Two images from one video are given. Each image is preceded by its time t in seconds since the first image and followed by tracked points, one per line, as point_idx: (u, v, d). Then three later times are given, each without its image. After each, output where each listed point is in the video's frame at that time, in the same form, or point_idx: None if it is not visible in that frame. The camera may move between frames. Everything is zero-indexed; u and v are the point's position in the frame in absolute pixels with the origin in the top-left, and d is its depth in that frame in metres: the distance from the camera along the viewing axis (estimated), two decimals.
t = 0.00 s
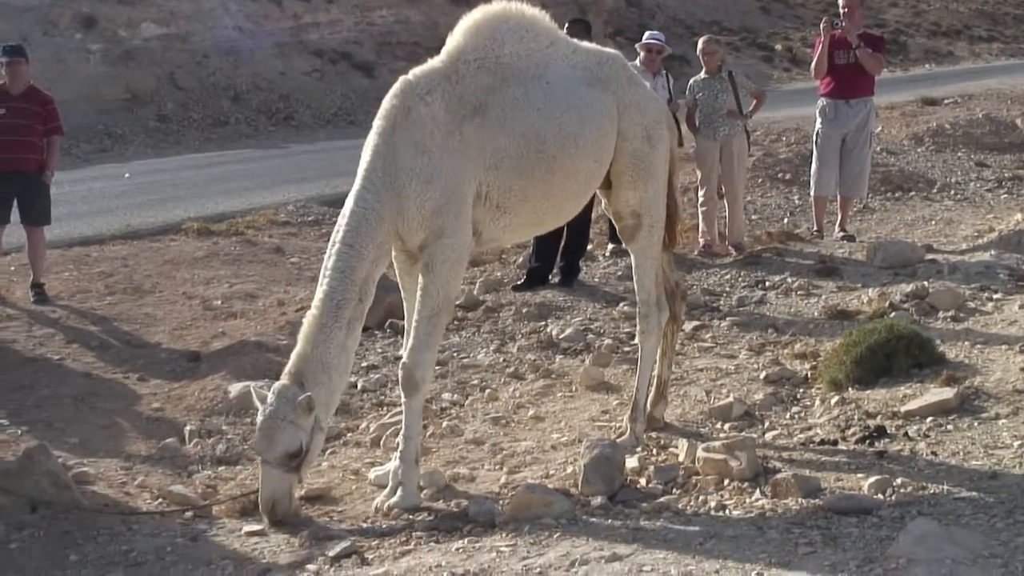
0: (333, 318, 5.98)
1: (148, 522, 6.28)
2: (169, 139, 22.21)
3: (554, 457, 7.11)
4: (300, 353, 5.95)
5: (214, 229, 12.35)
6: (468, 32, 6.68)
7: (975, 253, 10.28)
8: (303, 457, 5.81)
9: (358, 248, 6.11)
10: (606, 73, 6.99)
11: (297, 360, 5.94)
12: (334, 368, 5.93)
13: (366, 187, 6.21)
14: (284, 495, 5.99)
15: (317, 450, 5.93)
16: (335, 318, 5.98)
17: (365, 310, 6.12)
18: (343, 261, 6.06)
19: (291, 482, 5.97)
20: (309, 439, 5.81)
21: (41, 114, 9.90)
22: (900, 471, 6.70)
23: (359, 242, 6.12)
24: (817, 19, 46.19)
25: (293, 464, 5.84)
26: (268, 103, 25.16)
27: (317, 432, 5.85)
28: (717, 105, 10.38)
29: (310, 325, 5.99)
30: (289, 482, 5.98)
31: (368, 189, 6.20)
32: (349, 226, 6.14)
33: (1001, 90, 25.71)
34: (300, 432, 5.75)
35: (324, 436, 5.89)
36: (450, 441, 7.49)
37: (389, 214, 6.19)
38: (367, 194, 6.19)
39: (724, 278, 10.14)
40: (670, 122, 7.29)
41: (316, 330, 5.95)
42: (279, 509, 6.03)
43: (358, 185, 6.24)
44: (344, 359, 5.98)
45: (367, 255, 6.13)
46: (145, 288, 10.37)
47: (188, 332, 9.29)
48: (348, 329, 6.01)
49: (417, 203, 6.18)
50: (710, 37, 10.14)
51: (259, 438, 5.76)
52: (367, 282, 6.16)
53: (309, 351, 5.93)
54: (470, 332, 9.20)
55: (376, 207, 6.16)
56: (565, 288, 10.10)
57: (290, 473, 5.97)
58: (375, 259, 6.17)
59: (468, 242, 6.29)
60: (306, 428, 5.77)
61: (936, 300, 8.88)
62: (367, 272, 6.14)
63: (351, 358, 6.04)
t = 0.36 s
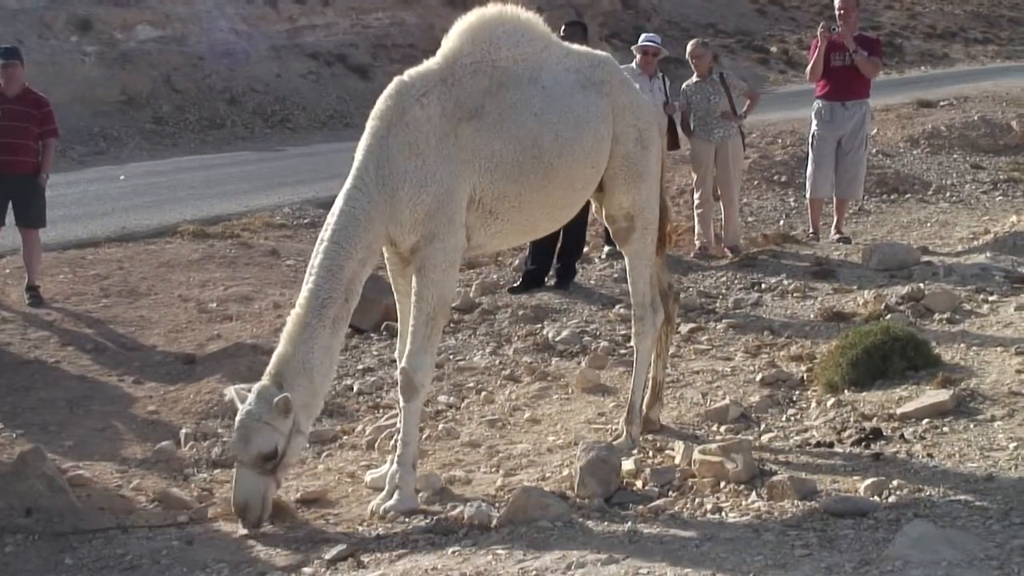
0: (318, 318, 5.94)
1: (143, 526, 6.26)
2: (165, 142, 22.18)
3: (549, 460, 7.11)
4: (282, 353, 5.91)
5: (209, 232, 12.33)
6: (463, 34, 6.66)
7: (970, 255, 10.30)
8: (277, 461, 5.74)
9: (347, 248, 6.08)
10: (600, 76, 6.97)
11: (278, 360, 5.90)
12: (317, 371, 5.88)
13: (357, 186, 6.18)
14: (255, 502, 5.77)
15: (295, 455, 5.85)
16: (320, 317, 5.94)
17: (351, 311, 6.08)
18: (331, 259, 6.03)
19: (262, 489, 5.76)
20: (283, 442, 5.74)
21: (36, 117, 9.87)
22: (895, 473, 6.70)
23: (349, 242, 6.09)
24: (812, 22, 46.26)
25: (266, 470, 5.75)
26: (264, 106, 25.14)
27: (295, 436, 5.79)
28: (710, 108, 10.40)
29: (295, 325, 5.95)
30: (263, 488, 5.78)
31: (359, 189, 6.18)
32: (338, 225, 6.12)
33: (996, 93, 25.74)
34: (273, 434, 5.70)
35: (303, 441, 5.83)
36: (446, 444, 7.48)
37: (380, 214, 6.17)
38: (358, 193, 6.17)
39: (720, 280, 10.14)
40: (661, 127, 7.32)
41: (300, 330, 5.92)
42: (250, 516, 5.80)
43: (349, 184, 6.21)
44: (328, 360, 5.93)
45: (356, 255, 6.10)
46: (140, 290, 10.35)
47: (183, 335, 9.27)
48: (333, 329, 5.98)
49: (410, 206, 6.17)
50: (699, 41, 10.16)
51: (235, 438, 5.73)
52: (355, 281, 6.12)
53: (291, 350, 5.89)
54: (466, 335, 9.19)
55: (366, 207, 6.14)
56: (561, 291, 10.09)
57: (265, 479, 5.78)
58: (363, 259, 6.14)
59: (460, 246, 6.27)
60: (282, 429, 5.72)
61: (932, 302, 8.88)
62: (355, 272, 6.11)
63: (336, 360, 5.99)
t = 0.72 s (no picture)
0: (313, 316, 5.91)
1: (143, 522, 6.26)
2: (165, 137, 22.18)
3: (550, 457, 7.11)
4: (275, 351, 5.89)
5: (210, 227, 12.33)
6: (464, 28, 6.64)
7: (971, 254, 10.29)
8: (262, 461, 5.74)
9: (345, 244, 6.07)
10: (599, 71, 6.97)
11: (271, 359, 5.90)
12: (310, 370, 5.85)
13: (354, 182, 6.17)
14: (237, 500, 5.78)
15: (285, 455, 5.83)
16: (316, 314, 5.92)
17: (348, 308, 6.06)
18: (328, 255, 6.01)
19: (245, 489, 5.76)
20: (268, 443, 5.73)
21: (37, 111, 9.87)
22: (896, 471, 6.70)
23: (347, 238, 6.08)
24: (814, 20, 46.25)
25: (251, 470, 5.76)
26: (264, 101, 25.14)
27: (284, 437, 5.78)
28: (709, 106, 10.39)
29: (290, 322, 5.93)
30: (250, 486, 5.80)
31: (358, 185, 6.16)
32: (335, 222, 6.11)
33: (997, 91, 25.72)
34: (257, 435, 5.70)
35: (293, 442, 5.80)
36: (446, 440, 7.48)
37: (377, 211, 6.16)
38: (356, 190, 6.16)
39: (721, 277, 10.14)
40: (659, 124, 7.32)
41: (293, 328, 5.90)
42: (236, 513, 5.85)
43: (347, 180, 6.20)
44: (323, 359, 5.89)
45: (353, 251, 6.09)
46: (141, 285, 10.35)
47: (184, 330, 9.26)
48: (329, 327, 5.95)
49: (409, 202, 6.16)
50: (694, 39, 10.15)
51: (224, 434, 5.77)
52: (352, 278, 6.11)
53: (284, 349, 5.87)
54: (466, 331, 9.19)
55: (363, 203, 6.13)
56: (562, 288, 10.09)
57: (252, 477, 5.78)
58: (360, 255, 6.13)
59: (460, 243, 6.27)
60: (268, 430, 5.72)
61: (933, 300, 8.88)
62: (352, 268, 6.09)
63: (331, 358, 5.96)
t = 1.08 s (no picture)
0: (302, 325, 5.90)
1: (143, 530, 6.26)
2: (167, 147, 22.23)
3: (551, 466, 7.11)
4: (263, 360, 5.86)
5: (211, 237, 12.33)
6: (461, 38, 6.66)
7: (972, 264, 10.30)
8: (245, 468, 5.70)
9: (335, 254, 6.08)
10: (599, 83, 6.98)
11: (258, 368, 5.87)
12: (297, 379, 5.81)
13: (347, 192, 6.19)
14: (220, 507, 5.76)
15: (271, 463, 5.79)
16: (305, 324, 5.90)
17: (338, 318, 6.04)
18: (318, 264, 6.00)
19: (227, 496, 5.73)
20: (251, 450, 5.70)
21: (39, 120, 9.88)
22: (897, 481, 6.69)
23: (338, 248, 6.09)
24: (815, 30, 46.34)
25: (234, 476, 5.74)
26: (266, 111, 25.21)
27: (269, 444, 5.74)
28: (709, 116, 10.39)
29: (278, 330, 5.92)
30: (234, 494, 5.76)
31: (350, 196, 6.18)
32: (326, 232, 6.12)
33: (997, 101, 25.76)
34: (240, 443, 5.68)
35: (278, 450, 5.75)
36: (446, 450, 7.48)
37: (369, 221, 6.16)
38: (349, 200, 6.17)
39: (722, 287, 10.14)
40: (659, 136, 7.33)
41: (282, 336, 5.88)
42: (221, 521, 5.82)
43: (340, 191, 6.21)
44: (311, 368, 5.86)
45: (344, 261, 6.09)
46: (142, 294, 10.35)
47: (185, 339, 9.27)
48: (318, 336, 5.93)
49: (402, 213, 6.17)
50: (694, 50, 10.15)
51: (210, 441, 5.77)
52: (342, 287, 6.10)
53: (272, 357, 5.84)
54: (467, 340, 9.19)
55: (355, 213, 6.14)
56: (563, 297, 10.11)
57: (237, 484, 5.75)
58: (352, 265, 6.12)
59: (454, 254, 6.27)
60: (253, 438, 5.70)
61: (934, 310, 8.87)
62: (342, 278, 6.08)
63: (320, 368, 5.92)
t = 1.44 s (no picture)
0: (297, 320, 6.10)
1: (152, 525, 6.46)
2: (179, 150, 22.61)
3: (552, 465, 7.30)
4: (258, 352, 6.06)
5: (222, 238, 12.56)
6: (465, 46, 6.87)
7: (964, 269, 10.49)
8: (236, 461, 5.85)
9: (333, 253, 6.30)
10: (600, 91, 7.16)
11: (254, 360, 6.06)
12: (290, 372, 6.00)
13: (348, 193, 6.40)
14: (212, 500, 5.87)
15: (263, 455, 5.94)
16: (300, 319, 6.11)
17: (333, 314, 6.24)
18: (316, 261, 6.22)
19: (220, 487, 5.85)
20: (243, 442, 5.85)
21: (54, 124, 10.12)
22: (890, 481, 6.86)
23: (336, 247, 6.31)
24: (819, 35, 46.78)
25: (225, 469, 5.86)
26: (275, 116, 25.96)
27: (261, 436, 5.90)
28: (708, 123, 10.63)
29: (274, 324, 6.12)
30: (226, 485, 5.88)
31: (351, 197, 6.39)
32: (325, 232, 6.34)
33: (992, 109, 26.17)
34: (233, 434, 5.82)
35: (270, 442, 5.91)
36: (450, 448, 7.68)
37: (369, 222, 6.36)
38: (349, 200, 6.39)
39: (720, 291, 10.32)
40: (661, 144, 7.50)
41: (277, 330, 6.09)
42: (213, 514, 5.90)
43: (341, 191, 6.42)
44: (304, 363, 6.05)
45: (341, 260, 6.31)
46: (154, 294, 10.58)
47: (196, 338, 9.49)
48: (313, 332, 6.13)
49: (401, 214, 6.36)
50: (695, 59, 10.40)
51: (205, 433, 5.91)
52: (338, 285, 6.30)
53: (266, 350, 6.04)
54: (471, 341, 9.39)
55: (355, 214, 6.35)
56: (564, 299, 10.31)
57: (228, 475, 5.88)
58: (349, 264, 6.34)
59: (454, 256, 6.45)
60: (245, 429, 5.85)
61: (927, 314, 9.04)
62: (339, 276, 6.29)
63: (314, 363, 6.10)
